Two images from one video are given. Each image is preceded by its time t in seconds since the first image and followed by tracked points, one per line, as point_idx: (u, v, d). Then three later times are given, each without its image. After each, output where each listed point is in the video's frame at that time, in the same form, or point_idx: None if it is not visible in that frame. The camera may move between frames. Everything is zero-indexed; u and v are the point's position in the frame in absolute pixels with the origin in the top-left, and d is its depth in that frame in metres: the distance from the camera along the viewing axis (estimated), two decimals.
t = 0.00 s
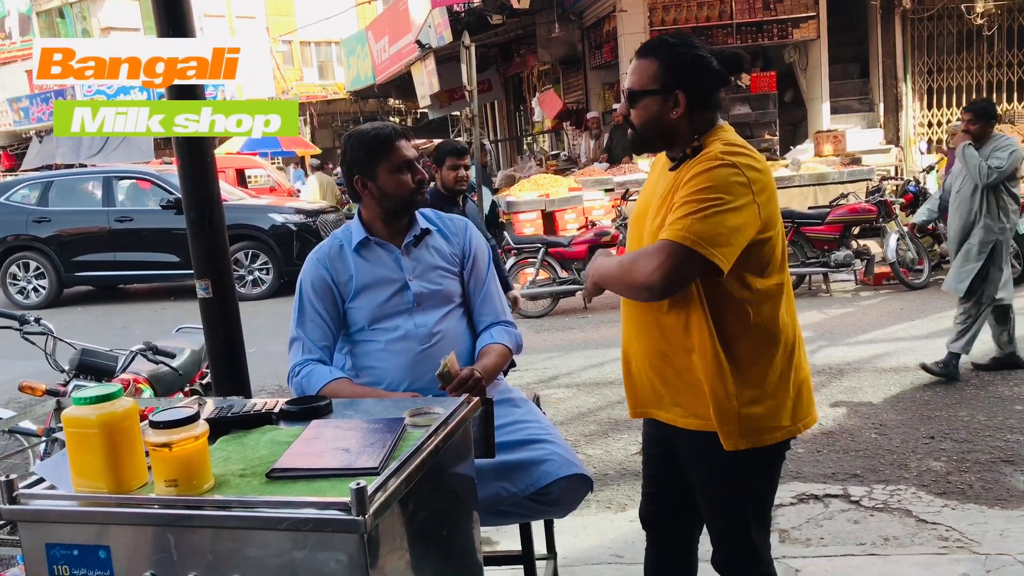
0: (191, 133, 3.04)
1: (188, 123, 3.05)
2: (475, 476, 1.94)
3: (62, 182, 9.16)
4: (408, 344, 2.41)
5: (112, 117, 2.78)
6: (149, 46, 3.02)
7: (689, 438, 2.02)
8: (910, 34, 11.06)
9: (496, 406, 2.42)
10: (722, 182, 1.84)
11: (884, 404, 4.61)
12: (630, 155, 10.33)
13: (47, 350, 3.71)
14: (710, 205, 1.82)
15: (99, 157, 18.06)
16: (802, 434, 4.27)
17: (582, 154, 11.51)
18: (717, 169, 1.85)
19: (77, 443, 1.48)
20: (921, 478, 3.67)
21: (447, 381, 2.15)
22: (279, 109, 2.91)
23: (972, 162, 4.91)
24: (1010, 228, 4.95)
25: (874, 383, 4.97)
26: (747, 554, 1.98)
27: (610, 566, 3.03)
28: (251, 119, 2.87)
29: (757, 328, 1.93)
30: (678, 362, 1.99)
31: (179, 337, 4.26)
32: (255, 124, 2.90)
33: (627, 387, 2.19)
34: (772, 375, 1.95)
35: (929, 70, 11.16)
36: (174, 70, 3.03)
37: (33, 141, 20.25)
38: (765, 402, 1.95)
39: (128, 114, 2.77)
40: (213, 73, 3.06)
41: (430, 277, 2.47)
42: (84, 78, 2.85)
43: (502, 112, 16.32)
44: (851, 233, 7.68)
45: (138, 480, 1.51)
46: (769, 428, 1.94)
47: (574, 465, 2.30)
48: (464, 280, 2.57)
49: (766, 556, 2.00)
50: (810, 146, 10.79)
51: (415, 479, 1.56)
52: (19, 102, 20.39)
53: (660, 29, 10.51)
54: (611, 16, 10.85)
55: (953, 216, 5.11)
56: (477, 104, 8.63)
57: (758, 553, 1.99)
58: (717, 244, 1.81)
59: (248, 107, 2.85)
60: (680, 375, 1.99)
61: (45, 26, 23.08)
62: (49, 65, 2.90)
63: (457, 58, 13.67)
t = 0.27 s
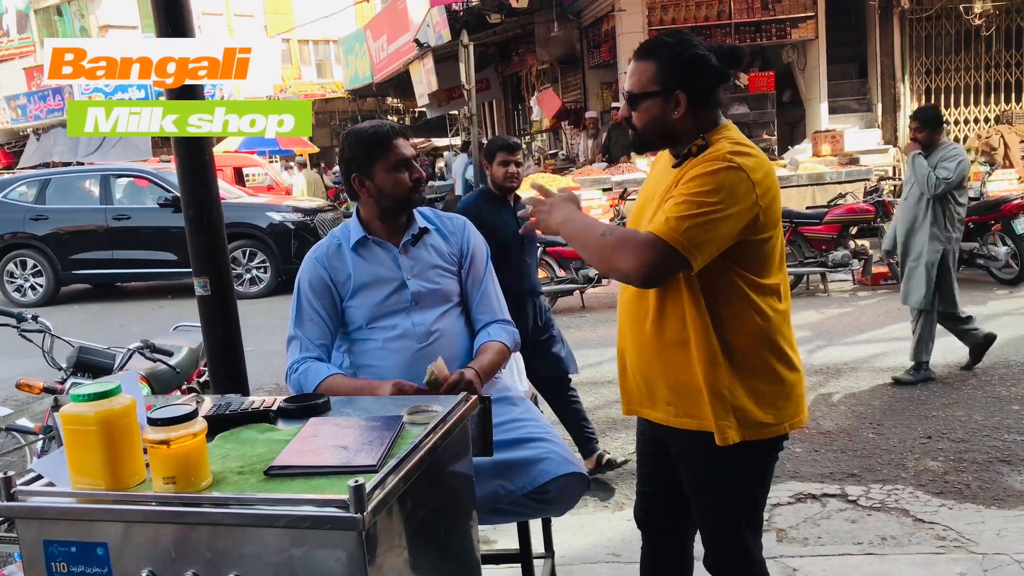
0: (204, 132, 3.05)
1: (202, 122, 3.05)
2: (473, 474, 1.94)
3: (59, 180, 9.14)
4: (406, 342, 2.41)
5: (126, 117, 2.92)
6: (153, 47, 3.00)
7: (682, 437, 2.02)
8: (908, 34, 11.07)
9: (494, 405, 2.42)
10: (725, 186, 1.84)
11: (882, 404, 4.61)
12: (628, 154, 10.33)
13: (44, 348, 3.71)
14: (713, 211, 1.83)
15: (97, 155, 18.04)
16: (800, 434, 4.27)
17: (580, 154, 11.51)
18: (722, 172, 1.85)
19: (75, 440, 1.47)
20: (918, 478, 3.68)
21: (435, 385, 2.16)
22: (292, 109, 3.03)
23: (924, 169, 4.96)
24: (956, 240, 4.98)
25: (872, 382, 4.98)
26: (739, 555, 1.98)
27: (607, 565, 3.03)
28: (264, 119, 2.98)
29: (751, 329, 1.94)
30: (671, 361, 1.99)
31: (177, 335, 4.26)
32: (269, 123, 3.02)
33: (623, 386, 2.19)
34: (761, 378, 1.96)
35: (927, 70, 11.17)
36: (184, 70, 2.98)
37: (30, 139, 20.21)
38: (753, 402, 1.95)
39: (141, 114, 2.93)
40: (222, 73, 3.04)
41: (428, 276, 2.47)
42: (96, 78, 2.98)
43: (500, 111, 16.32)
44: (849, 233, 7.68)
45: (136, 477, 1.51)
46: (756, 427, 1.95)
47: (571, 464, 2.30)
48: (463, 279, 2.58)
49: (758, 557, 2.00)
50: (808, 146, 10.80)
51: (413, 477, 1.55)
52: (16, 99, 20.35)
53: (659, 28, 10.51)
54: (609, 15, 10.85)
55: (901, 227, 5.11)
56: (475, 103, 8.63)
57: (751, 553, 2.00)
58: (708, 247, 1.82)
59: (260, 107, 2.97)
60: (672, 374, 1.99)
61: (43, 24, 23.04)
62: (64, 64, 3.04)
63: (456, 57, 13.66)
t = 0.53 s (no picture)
0: (205, 132, 3.06)
1: (202, 122, 3.06)
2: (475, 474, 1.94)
3: (63, 180, 9.16)
4: (408, 342, 2.41)
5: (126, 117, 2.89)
6: (154, 47, 3.01)
7: (683, 437, 2.02)
8: (911, 34, 11.06)
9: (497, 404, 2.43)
10: (731, 204, 1.81)
11: (885, 404, 4.61)
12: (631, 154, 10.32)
13: (48, 348, 3.72)
14: (728, 235, 1.80)
15: (100, 156, 18.06)
16: (803, 434, 4.27)
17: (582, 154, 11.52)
18: (724, 189, 1.81)
19: (79, 440, 1.48)
20: (921, 478, 3.68)
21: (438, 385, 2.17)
22: (293, 109, 2.99)
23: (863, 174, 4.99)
24: (915, 239, 4.96)
25: (874, 382, 4.98)
26: (738, 556, 1.99)
27: (609, 565, 3.03)
28: (264, 119, 2.95)
29: (769, 339, 1.92)
30: (683, 376, 1.98)
31: (180, 336, 4.27)
32: (269, 124, 2.99)
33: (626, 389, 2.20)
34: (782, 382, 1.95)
35: (930, 70, 11.16)
36: (184, 70, 3.00)
37: (34, 140, 20.25)
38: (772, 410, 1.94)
39: (141, 114, 2.90)
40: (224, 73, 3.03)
41: (429, 276, 2.48)
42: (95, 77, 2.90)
43: (503, 111, 16.34)
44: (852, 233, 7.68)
45: (140, 477, 1.52)
46: (777, 437, 1.94)
47: (574, 463, 2.31)
48: (464, 279, 2.58)
49: (759, 558, 2.01)
50: (810, 146, 10.80)
51: (415, 477, 1.56)
52: (20, 100, 20.39)
53: (661, 28, 10.51)
54: (612, 15, 10.85)
55: (856, 234, 5.15)
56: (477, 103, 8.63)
57: (752, 555, 2.00)
58: (755, 280, 1.81)
59: (260, 108, 2.93)
60: (686, 390, 1.98)
61: (46, 25, 23.07)
62: (62, 65, 2.96)
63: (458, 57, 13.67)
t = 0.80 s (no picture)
0: (205, 132, 3.06)
1: (202, 123, 3.07)
2: (476, 467, 1.93)
3: (64, 176, 9.15)
4: (409, 337, 2.40)
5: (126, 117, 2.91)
6: (154, 46, 2.99)
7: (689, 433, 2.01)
8: (913, 30, 11.04)
9: (499, 398, 2.42)
10: (758, 193, 1.81)
11: (886, 399, 4.60)
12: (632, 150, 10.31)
13: (48, 344, 3.71)
14: (759, 223, 1.80)
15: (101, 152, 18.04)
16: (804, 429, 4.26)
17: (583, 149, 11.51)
18: (750, 177, 1.82)
19: (77, 434, 1.47)
20: (922, 473, 3.67)
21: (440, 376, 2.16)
22: (293, 109, 3.02)
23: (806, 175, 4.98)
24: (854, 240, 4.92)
25: (876, 378, 4.97)
26: (747, 551, 1.98)
27: (610, 560, 3.03)
28: (265, 119, 2.97)
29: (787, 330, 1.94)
30: (704, 371, 1.95)
31: (180, 331, 4.26)
32: (269, 124, 3.01)
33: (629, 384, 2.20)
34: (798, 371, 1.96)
35: (931, 66, 11.15)
36: (185, 70, 2.98)
37: (35, 137, 20.24)
38: (790, 399, 1.94)
39: (142, 114, 2.91)
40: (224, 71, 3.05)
41: (429, 270, 2.47)
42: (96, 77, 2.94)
43: (504, 107, 16.33)
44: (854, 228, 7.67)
45: (139, 471, 1.51)
46: (797, 426, 1.94)
47: (575, 458, 2.30)
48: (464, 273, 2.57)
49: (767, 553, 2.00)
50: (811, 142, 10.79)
51: (416, 471, 1.55)
52: (20, 96, 20.38)
53: (663, 23, 10.49)
54: (613, 11, 10.84)
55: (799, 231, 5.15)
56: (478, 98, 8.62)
57: (761, 550, 1.99)
58: (788, 270, 1.83)
59: (261, 108, 2.95)
60: (704, 384, 1.95)
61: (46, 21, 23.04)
62: (62, 65, 2.98)
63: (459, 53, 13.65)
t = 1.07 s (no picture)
0: (205, 132, 3.06)
1: (203, 123, 3.06)
2: (475, 467, 1.94)
3: (62, 177, 9.15)
4: (407, 337, 2.41)
5: (127, 118, 2.95)
6: (154, 46, 2.99)
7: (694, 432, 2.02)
8: (910, 29, 11.04)
9: (497, 398, 2.43)
10: (769, 194, 1.83)
11: (884, 399, 4.61)
12: (631, 149, 10.31)
13: (47, 345, 3.71)
14: (770, 224, 1.82)
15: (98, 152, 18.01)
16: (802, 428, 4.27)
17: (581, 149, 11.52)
18: (761, 178, 1.83)
19: (77, 437, 1.47)
20: (920, 473, 3.67)
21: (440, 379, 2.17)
22: (293, 109, 3.04)
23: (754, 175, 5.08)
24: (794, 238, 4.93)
25: (874, 377, 4.97)
26: (753, 547, 1.97)
27: (609, 560, 3.03)
28: (265, 119, 3.00)
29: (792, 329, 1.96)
30: (711, 370, 1.96)
31: (179, 332, 4.26)
32: (270, 124, 3.03)
33: (632, 383, 2.22)
34: (801, 370, 1.98)
35: (929, 65, 11.16)
36: (185, 70, 2.98)
37: (33, 137, 20.21)
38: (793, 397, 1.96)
39: (141, 114, 2.95)
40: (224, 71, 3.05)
41: (427, 270, 2.47)
42: (96, 77, 2.97)
43: (502, 107, 16.33)
44: (852, 228, 7.67)
45: (139, 473, 1.51)
46: (800, 424, 1.96)
47: (573, 458, 2.30)
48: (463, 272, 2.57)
49: (773, 550, 2.00)
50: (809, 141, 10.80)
51: (415, 472, 1.56)
52: (18, 96, 20.38)
53: (661, 23, 10.49)
54: (610, 11, 10.84)
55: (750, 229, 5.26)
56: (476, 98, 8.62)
57: (768, 547, 1.98)
58: (797, 271, 1.85)
59: (260, 108, 2.98)
60: (711, 382, 1.95)
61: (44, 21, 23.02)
62: (61, 65, 3.01)
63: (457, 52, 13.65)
